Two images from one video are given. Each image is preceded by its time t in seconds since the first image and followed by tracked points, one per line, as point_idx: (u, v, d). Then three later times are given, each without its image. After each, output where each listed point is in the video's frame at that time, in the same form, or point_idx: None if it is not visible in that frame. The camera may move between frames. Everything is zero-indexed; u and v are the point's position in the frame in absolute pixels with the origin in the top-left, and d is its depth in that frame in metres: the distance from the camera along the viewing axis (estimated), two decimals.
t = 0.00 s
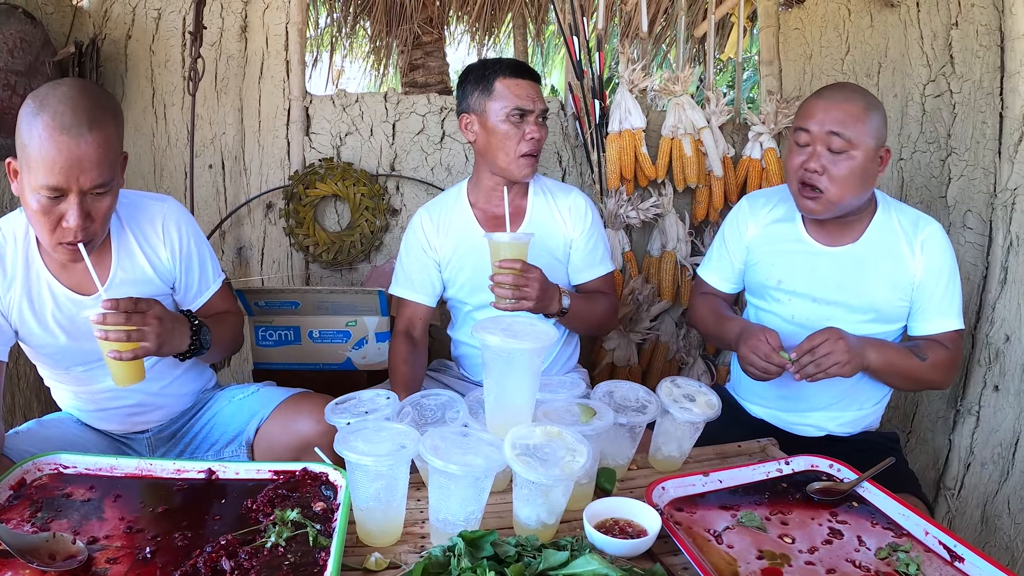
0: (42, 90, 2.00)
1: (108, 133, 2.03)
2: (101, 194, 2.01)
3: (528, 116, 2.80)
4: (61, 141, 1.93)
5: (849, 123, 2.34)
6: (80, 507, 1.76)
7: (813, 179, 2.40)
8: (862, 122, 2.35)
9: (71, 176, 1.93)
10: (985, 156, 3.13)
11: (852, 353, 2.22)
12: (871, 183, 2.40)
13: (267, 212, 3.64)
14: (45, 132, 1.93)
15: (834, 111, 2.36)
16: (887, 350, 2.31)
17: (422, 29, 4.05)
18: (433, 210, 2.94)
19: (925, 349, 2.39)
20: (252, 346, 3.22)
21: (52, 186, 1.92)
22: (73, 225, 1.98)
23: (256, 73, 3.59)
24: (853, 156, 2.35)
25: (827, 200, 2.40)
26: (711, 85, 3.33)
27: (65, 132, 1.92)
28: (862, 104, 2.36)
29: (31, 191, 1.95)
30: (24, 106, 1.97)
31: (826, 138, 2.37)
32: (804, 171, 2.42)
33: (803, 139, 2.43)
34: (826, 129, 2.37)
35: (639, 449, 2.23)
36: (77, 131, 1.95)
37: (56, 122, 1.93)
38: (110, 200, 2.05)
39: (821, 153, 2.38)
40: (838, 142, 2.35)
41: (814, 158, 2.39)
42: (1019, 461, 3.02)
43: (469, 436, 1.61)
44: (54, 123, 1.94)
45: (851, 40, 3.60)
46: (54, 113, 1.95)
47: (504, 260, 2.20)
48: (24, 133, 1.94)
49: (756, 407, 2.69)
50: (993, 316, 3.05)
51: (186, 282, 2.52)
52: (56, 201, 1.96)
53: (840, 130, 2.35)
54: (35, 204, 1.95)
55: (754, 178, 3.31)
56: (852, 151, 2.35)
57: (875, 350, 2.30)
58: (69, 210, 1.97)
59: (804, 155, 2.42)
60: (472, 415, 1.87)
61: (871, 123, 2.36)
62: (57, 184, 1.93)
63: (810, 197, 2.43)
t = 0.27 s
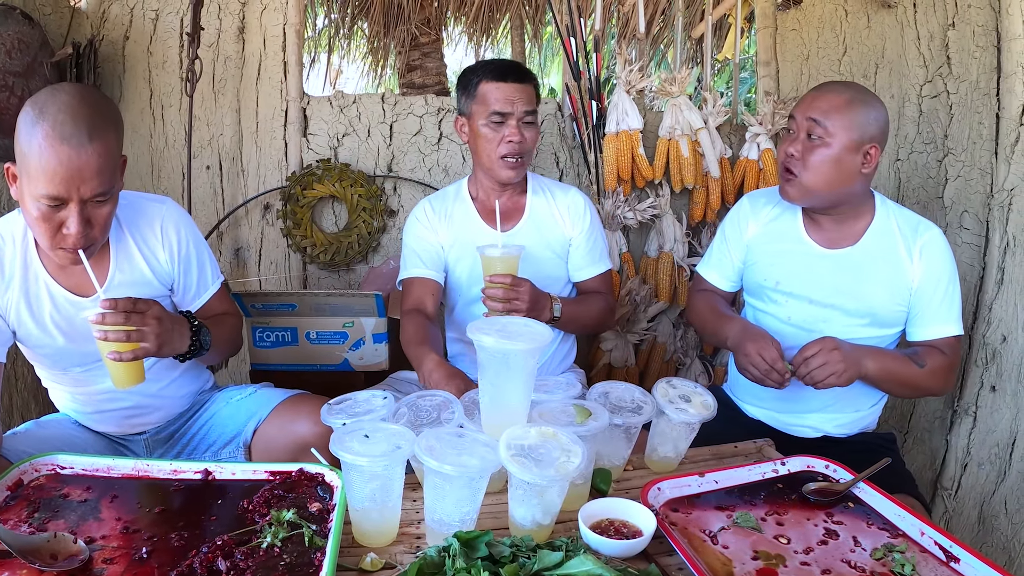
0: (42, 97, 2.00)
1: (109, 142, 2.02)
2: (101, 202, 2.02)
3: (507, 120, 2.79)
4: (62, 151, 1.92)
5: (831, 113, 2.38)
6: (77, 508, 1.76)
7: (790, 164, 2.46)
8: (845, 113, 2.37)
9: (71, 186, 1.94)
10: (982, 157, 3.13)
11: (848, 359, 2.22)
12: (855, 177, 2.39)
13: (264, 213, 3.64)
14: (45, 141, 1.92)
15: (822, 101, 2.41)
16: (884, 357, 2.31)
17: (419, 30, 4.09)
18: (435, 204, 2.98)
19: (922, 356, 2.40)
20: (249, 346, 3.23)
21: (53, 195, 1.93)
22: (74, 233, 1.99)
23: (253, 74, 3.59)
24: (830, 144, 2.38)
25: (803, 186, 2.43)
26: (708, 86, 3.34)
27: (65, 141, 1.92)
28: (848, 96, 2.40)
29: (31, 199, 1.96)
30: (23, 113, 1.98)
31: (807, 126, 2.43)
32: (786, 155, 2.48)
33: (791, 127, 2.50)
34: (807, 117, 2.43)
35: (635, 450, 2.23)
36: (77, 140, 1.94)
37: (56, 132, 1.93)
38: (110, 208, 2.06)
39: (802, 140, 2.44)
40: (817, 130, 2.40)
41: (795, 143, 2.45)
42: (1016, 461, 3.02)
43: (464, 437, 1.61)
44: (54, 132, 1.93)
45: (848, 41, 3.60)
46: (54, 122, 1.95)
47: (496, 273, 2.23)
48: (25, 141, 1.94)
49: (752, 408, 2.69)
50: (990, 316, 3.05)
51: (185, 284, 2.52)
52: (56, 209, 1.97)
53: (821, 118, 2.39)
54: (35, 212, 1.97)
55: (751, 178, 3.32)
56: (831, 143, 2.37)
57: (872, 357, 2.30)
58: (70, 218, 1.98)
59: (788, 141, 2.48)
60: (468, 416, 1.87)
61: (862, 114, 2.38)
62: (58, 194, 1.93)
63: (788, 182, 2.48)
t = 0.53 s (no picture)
0: (42, 101, 2.00)
1: (110, 149, 2.03)
2: (101, 207, 2.02)
3: (495, 122, 2.78)
4: (61, 158, 1.92)
5: (827, 111, 2.39)
6: (74, 508, 1.76)
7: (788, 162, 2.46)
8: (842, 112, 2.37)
9: (71, 193, 1.94)
10: (978, 157, 3.12)
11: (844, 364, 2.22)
12: (851, 176, 2.39)
13: (262, 213, 3.65)
14: (45, 147, 1.92)
15: (821, 99, 2.42)
16: (881, 362, 2.31)
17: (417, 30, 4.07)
18: (435, 203, 2.98)
19: (919, 360, 2.39)
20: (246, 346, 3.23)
21: (52, 202, 1.93)
22: (73, 238, 2.00)
23: (251, 74, 3.60)
24: (826, 142, 2.37)
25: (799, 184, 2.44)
26: (705, 86, 3.34)
27: (66, 147, 1.92)
28: (844, 94, 2.41)
29: (31, 205, 1.95)
30: (23, 118, 1.98)
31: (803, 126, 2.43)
32: (782, 154, 2.48)
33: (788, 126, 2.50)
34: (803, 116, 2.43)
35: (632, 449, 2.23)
36: (78, 147, 1.94)
37: (56, 140, 1.93)
38: (109, 213, 2.06)
39: (798, 138, 2.44)
40: (813, 129, 2.40)
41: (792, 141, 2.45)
42: (1014, 460, 3.02)
43: (460, 436, 1.61)
44: (54, 139, 1.93)
45: (845, 41, 3.62)
46: (54, 128, 1.95)
47: (484, 276, 2.23)
48: (24, 146, 1.93)
49: (748, 407, 2.69)
50: (987, 316, 3.05)
51: (183, 285, 2.52)
52: (56, 214, 1.97)
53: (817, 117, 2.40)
54: (34, 217, 1.96)
55: (748, 178, 3.32)
56: (828, 142, 2.37)
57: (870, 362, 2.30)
58: (70, 223, 1.98)
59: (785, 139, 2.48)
60: (464, 416, 1.87)
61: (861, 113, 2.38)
62: (57, 200, 1.93)
63: (784, 179, 2.48)
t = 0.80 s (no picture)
0: (41, 101, 2.00)
1: (109, 150, 2.03)
2: (99, 208, 2.02)
3: (514, 118, 2.82)
4: (60, 157, 1.92)
5: (843, 114, 2.38)
6: (73, 507, 1.76)
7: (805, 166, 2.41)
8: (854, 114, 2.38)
9: (70, 193, 1.94)
10: (977, 157, 3.12)
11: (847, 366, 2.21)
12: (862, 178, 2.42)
13: (260, 214, 3.64)
14: (43, 147, 1.92)
15: (826, 102, 2.41)
16: (883, 362, 2.31)
17: (416, 30, 4.09)
18: (430, 206, 2.97)
19: (921, 359, 2.39)
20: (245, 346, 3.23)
21: (51, 202, 1.93)
22: (72, 238, 1.99)
23: (249, 74, 3.60)
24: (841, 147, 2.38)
25: (821, 187, 2.39)
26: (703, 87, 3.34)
27: (64, 147, 1.92)
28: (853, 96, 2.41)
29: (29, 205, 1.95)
30: (21, 118, 1.98)
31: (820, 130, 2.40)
32: (798, 158, 2.42)
33: (798, 130, 2.46)
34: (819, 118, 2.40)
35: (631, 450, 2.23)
36: (76, 147, 1.94)
37: (55, 138, 1.93)
38: (108, 213, 2.05)
39: (816, 142, 2.40)
40: (833, 130, 2.38)
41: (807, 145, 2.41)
42: (1013, 460, 3.04)
43: (458, 436, 1.61)
44: (52, 138, 1.93)
45: (843, 41, 3.62)
46: (53, 128, 1.95)
47: (484, 267, 2.25)
48: (23, 146, 1.93)
49: (746, 406, 2.70)
50: (985, 316, 3.05)
51: (181, 286, 2.52)
52: (55, 214, 1.96)
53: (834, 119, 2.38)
54: (33, 217, 1.96)
55: (746, 179, 3.32)
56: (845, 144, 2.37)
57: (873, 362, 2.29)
58: (68, 224, 1.98)
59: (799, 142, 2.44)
60: (462, 416, 1.86)
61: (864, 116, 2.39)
62: (56, 200, 1.93)
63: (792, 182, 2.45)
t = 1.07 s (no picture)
0: (41, 98, 1.99)
1: (109, 146, 2.03)
2: (100, 204, 2.02)
3: (523, 111, 2.86)
4: (61, 154, 1.92)
5: (857, 112, 2.38)
6: (75, 507, 1.76)
7: (824, 165, 2.39)
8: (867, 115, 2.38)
9: (71, 189, 1.94)
10: (980, 157, 3.12)
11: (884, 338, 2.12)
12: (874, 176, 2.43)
13: (262, 214, 3.64)
14: (43, 143, 1.92)
15: (837, 100, 2.41)
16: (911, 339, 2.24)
17: (418, 30, 4.09)
18: (430, 209, 2.96)
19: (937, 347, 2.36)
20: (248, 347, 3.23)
21: (52, 197, 1.92)
22: (73, 235, 1.99)
23: (252, 73, 3.60)
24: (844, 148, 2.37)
25: (837, 185, 2.38)
26: (706, 86, 3.34)
27: (64, 144, 1.92)
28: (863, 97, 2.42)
29: (29, 202, 1.95)
30: (20, 115, 1.97)
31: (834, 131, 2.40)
32: (814, 156, 2.40)
33: (811, 129, 2.44)
34: (834, 118, 2.40)
35: (634, 450, 2.22)
36: (76, 143, 1.94)
37: (55, 134, 1.93)
38: (108, 210, 2.05)
39: (831, 140, 2.40)
40: (848, 130, 2.38)
41: (822, 144, 2.40)
42: (1016, 461, 2.99)
43: (461, 437, 1.61)
44: (52, 135, 1.93)
45: (846, 41, 3.60)
46: (53, 124, 1.94)
47: (490, 262, 2.22)
48: (24, 143, 1.93)
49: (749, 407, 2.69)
50: (989, 315, 3.05)
51: (182, 286, 2.52)
52: (55, 211, 1.96)
53: (849, 119, 2.38)
54: (33, 215, 1.96)
55: (749, 178, 3.31)
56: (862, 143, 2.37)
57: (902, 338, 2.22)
58: (69, 220, 1.98)
59: (812, 142, 2.42)
60: (465, 416, 1.86)
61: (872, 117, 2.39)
62: (57, 196, 1.93)
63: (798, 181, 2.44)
